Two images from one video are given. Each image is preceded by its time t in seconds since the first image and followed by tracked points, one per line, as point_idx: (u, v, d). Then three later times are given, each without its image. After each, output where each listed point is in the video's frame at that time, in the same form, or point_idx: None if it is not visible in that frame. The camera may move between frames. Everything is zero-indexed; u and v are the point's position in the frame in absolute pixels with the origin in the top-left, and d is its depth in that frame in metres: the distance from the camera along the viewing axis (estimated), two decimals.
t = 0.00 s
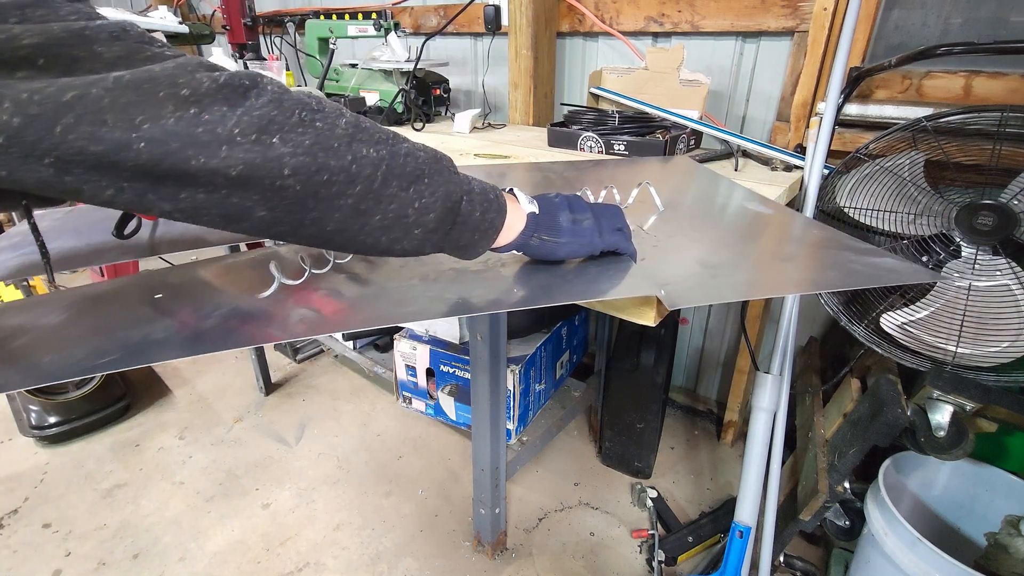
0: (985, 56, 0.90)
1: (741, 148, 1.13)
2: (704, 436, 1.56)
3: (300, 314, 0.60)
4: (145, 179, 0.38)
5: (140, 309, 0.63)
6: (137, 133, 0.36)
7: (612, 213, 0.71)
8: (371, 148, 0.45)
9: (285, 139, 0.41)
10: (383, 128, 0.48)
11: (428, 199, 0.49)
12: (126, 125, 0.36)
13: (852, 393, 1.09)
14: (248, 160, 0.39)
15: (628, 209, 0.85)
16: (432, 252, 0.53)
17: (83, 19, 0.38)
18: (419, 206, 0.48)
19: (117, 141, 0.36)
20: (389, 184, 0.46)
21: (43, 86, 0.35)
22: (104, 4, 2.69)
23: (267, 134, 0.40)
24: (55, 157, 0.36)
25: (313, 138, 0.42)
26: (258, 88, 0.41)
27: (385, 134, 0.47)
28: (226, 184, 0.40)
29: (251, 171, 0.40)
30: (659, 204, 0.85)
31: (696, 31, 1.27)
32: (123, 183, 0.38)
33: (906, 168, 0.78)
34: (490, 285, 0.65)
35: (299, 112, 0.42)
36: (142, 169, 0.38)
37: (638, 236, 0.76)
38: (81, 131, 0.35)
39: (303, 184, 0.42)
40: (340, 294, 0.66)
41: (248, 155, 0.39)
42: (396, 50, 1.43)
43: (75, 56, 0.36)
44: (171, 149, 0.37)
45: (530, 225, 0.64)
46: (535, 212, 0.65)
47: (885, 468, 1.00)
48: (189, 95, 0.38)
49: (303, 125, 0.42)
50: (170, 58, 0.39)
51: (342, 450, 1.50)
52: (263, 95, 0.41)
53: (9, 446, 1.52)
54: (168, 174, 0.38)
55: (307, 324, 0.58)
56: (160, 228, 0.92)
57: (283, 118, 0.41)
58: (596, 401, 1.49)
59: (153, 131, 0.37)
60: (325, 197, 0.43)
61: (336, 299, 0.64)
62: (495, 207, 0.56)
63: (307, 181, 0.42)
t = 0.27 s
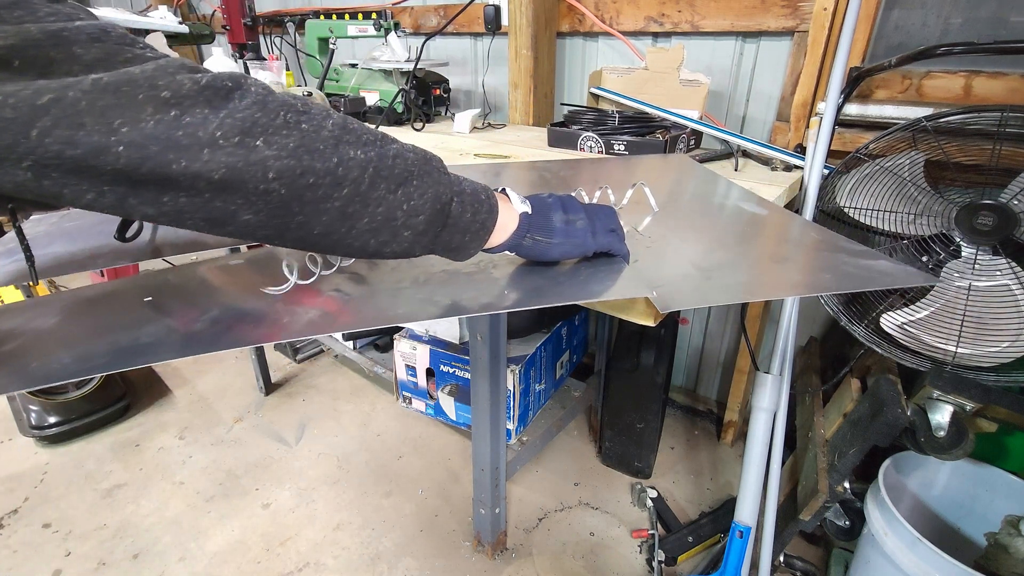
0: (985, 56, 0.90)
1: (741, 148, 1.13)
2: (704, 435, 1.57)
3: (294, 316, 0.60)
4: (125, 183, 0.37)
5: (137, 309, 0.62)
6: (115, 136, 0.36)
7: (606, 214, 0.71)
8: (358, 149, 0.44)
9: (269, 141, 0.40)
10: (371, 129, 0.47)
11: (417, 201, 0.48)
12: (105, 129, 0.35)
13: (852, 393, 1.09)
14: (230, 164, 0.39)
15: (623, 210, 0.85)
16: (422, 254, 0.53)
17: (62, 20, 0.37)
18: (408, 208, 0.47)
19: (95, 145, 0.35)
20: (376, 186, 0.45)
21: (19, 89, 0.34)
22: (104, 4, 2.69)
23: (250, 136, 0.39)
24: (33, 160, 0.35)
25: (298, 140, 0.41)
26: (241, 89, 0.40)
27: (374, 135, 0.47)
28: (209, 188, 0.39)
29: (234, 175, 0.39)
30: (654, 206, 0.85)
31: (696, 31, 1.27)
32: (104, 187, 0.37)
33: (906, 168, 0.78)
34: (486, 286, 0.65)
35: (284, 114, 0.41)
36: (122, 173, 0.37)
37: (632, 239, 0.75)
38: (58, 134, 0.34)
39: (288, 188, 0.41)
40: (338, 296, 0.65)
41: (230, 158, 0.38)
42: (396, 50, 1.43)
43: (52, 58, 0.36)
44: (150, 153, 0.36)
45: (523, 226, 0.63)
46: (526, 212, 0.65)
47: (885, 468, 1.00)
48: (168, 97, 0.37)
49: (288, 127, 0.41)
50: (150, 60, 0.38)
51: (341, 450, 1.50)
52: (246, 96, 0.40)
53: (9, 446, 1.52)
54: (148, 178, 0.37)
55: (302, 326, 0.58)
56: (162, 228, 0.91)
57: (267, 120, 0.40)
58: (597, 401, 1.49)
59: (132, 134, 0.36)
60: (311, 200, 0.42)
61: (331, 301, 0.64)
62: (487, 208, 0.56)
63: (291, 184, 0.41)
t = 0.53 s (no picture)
0: (985, 55, 0.90)
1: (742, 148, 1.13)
2: (704, 435, 1.57)
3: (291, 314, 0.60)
4: (111, 182, 0.37)
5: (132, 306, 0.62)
6: (100, 134, 0.35)
7: (603, 214, 0.71)
8: (350, 147, 0.44)
9: (258, 138, 0.39)
10: (363, 126, 0.46)
11: (410, 199, 0.48)
12: (89, 127, 0.35)
13: (852, 393, 1.09)
14: (219, 162, 0.38)
15: (619, 211, 0.84)
16: (416, 253, 0.53)
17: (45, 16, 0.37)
18: (401, 206, 0.47)
19: (80, 143, 0.35)
20: (369, 185, 0.45)
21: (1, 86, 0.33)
22: (104, 4, 2.69)
23: (240, 134, 0.38)
24: (16, 158, 0.35)
25: (289, 138, 0.40)
26: (230, 86, 0.39)
27: (366, 132, 0.46)
28: (198, 188, 0.38)
29: (222, 174, 0.38)
30: (651, 207, 0.84)
31: (696, 31, 1.27)
32: (91, 186, 0.37)
33: (906, 169, 0.78)
34: (484, 286, 0.65)
35: (273, 111, 0.40)
36: (107, 172, 0.36)
37: (628, 241, 0.75)
38: (40, 132, 0.34)
39: (278, 187, 0.40)
40: (335, 296, 0.65)
41: (218, 157, 0.38)
42: (396, 50, 1.43)
43: (34, 55, 0.36)
44: (136, 152, 0.36)
45: (520, 225, 0.63)
46: (524, 210, 0.64)
47: (885, 468, 1.00)
48: (154, 94, 0.36)
49: (278, 125, 0.40)
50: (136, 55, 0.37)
51: (341, 450, 1.50)
52: (234, 93, 0.39)
53: (9, 446, 1.52)
54: (135, 176, 0.37)
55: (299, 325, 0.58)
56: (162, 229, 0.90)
57: (257, 117, 0.39)
58: (596, 401, 1.49)
59: (117, 132, 0.35)
60: (302, 200, 0.42)
61: (328, 301, 0.64)
62: (482, 206, 0.56)
63: (282, 183, 0.40)
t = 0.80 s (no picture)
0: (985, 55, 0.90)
1: (741, 148, 1.13)
2: (704, 435, 1.57)
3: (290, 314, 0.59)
4: (95, 181, 0.36)
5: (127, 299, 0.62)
6: (82, 131, 0.34)
7: (598, 212, 0.71)
8: (339, 144, 0.43)
9: (245, 135, 0.39)
10: (354, 123, 0.46)
11: (403, 195, 0.47)
12: (70, 124, 0.34)
13: (852, 393, 1.09)
14: (204, 159, 0.37)
15: (616, 212, 0.84)
16: (411, 251, 0.52)
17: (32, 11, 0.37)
18: (394, 203, 0.47)
19: (62, 141, 0.34)
20: (360, 181, 0.44)
21: None
22: (103, 4, 2.68)
23: (225, 130, 0.38)
24: None
25: (276, 134, 0.40)
26: (216, 82, 0.39)
27: (357, 128, 0.45)
28: (184, 186, 0.38)
29: (208, 171, 0.38)
30: (647, 207, 0.84)
31: (696, 31, 1.27)
32: (74, 185, 0.36)
33: (906, 169, 0.78)
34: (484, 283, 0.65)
35: (261, 107, 0.40)
36: (91, 170, 0.36)
37: (624, 241, 0.74)
38: (21, 129, 0.33)
39: (266, 184, 0.40)
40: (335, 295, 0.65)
41: (204, 153, 0.37)
42: (396, 50, 1.43)
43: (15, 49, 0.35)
44: (119, 149, 0.35)
45: (515, 220, 0.62)
46: (519, 205, 0.63)
47: (885, 468, 1.00)
48: (138, 90, 0.36)
49: (265, 121, 0.40)
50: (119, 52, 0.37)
51: (341, 450, 1.50)
52: (220, 90, 0.39)
53: (9, 446, 1.52)
54: (119, 175, 0.36)
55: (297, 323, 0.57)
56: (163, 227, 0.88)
57: (243, 113, 0.39)
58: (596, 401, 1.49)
59: (100, 129, 0.35)
60: (292, 197, 0.41)
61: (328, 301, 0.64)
62: (477, 200, 0.55)
63: (270, 180, 0.40)
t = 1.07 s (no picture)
0: (985, 55, 0.90)
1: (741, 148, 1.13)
2: (704, 436, 1.57)
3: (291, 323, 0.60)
4: (83, 189, 0.36)
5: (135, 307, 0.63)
6: (68, 140, 0.34)
7: (591, 214, 0.70)
8: (330, 149, 0.43)
9: (233, 142, 0.39)
10: (346, 126, 0.45)
11: (394, 201, 0.47)
12: (57, 132, 0.34)
13: (852, 393, 1.09)
14: (192, 166, 0.37)
15: (611, 211, 0.83)
16: (402, 255, 0.52)
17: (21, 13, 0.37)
18: (384, 208, 0.46)
19: (47, 149, 0.34)
20: (350, 187, 0.44)
21: None
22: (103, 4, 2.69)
23: (213, 138, 0.38)
24: None
25: (265, 141, 0.40)
26: (206, 87, 0.39)
27: (346, 132, 0.45)
28: (173, 193, 0.38)
29: (197, 178, 0.38)
30: (643, 206, 0.83)
31: (696, 31, 1.27)
32: (62, 193, 0.36)
33: (906, 169, 0.78)
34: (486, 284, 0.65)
35: (250, 112, 0.40)
36: (78, 178, 0.35)
37: (619, 241, 0.73)
38: (7, 137, 0.33)
39: (256, 192, 0.40)
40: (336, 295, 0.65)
41: (192, 161, 0.37)
42: (396, 50, 1.43)
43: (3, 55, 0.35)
44: (105, 157, 0.35)
45: (507, 226, 0.61)
46: (513, 211, 0.61)
47: (885, 468, 1.00)
48: (124, 97, 0.35)
49: (254, 127, 0.39)
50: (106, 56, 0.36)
51: (341, 450, 1.50)
52: (209, 95, 0.39)
53: (9, 446, 1.51)
54: (107, 182, 0.36)
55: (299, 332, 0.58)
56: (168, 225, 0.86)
57: (231, 119, 0.39)
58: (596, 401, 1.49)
59: (86, 137, 0.34)
60: (281, 204, 0.41)
61: (328, 301, 0.64)
62: (468, 206, 0.54)
63: (258, 187, 0.40)
